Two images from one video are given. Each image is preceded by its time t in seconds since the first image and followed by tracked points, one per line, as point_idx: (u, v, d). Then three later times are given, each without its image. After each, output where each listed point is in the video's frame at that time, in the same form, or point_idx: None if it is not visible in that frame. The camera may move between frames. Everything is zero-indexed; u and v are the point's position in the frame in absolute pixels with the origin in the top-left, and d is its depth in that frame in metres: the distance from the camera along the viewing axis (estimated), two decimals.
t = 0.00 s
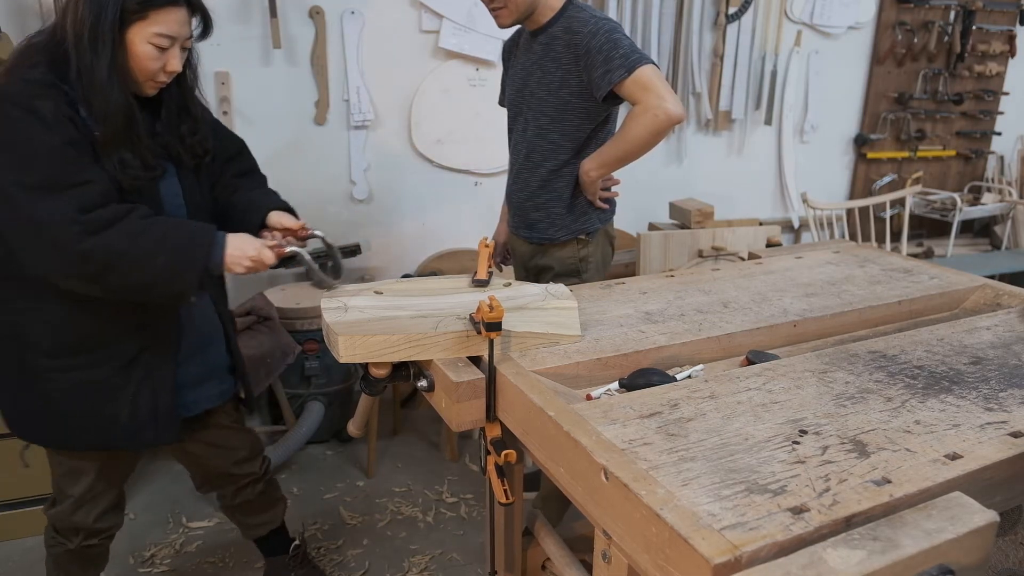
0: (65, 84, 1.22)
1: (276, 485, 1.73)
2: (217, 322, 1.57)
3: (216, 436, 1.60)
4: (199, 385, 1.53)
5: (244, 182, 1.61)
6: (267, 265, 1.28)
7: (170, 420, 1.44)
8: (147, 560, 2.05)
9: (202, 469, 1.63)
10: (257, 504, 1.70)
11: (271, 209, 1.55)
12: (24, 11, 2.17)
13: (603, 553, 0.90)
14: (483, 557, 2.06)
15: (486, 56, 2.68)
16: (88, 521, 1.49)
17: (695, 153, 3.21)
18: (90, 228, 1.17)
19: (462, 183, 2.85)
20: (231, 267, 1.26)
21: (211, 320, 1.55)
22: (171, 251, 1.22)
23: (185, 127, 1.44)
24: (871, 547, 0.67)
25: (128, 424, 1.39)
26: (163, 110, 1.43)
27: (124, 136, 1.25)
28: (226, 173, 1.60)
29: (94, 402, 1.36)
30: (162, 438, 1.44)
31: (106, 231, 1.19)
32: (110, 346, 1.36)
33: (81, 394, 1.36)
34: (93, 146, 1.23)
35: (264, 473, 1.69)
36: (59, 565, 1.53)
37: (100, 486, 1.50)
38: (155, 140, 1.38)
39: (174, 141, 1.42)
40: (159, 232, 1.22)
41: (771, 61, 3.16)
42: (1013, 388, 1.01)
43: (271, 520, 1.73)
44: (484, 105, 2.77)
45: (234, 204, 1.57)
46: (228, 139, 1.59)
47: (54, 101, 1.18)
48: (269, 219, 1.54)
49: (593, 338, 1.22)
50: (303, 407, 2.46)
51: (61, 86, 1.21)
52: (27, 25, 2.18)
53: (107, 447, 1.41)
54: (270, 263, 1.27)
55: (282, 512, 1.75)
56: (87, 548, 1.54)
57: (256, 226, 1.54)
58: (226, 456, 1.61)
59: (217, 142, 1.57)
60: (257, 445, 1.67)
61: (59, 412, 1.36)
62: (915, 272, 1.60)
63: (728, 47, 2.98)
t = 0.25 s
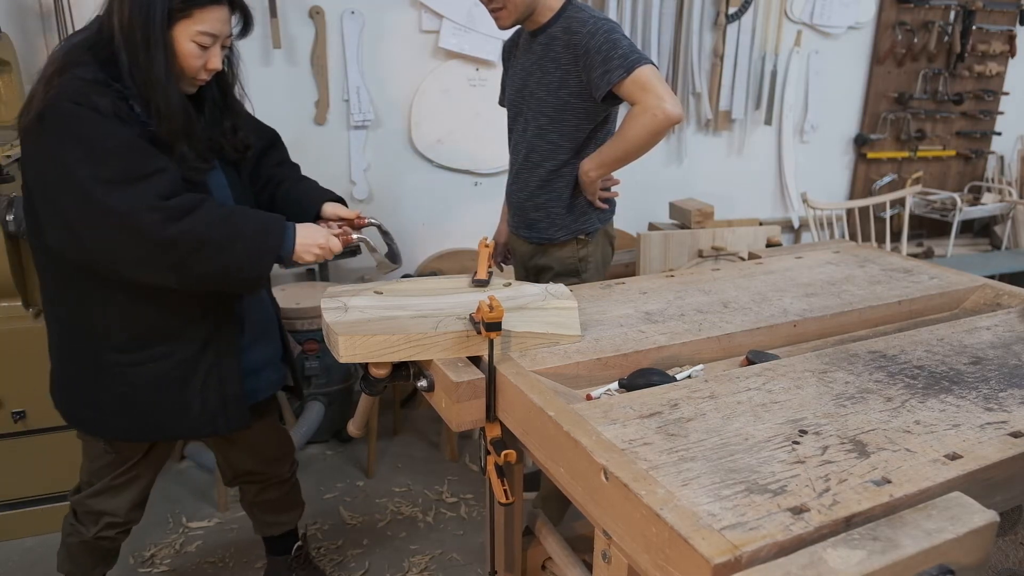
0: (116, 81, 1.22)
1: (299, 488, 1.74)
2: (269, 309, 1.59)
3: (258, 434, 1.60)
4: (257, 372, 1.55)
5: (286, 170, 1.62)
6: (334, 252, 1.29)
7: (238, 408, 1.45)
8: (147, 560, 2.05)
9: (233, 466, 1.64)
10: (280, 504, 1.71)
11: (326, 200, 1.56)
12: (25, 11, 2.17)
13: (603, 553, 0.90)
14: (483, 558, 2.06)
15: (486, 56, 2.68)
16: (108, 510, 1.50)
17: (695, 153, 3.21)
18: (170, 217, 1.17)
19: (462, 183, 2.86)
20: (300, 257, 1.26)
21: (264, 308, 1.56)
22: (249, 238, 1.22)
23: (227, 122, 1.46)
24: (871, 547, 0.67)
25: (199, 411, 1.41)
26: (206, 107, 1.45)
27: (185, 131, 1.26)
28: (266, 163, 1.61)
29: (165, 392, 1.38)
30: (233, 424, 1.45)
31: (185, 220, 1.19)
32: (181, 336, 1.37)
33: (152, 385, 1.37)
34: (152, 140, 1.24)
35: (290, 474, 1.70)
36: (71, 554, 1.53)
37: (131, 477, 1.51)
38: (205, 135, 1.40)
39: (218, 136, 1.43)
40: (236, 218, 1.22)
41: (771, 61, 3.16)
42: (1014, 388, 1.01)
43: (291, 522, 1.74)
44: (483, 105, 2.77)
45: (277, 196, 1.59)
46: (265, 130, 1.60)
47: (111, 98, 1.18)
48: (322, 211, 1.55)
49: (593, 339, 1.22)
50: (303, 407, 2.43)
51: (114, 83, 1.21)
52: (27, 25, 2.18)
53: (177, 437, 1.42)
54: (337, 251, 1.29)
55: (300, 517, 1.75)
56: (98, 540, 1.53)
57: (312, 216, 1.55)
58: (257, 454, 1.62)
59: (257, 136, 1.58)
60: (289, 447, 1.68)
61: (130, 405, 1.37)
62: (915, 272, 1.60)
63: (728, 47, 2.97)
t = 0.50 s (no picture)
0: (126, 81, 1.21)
1: (300, 486, 1.75)
2: (272, 309, 1.59)
3: (260, 434, 1.60)
4: (260, 372, 1.55)
5: (290, 171, 1.61)
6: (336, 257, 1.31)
7: (241, 408, 1.46)
8: (147, 560, 2.05)
9: (235, 465, 1.64)
10: (281, 502, 1.71)
11: (328, 205, 1.57)
12: (25, 11, 2.17)
13: (602, 553, 0.90)
14: (482, 558, 2.06)
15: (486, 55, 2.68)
16: (113, 507, 1.50)
17: (695, 153, 3.21)
18: (177, 219, 1.18)
19: (462, 183, 2.85)
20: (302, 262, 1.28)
21: (267, 308, 1.57)
22: (254, 240, 1.22)
23: (235, 124, 1.46)
24: (871, 547, 0.67)
25: (203, 411, 1.41)
26: (214, 107, 1.45)
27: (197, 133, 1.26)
28: (269, 163, 1.61)
29: (169, 392, 1.38)
30: (236, 424, 1.46)
31: (192, 221, 1.19)
32: (186, 336, 1.37)
33: (157, 385, 1.37)
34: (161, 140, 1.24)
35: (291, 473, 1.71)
36: (75, 553, 1.53)
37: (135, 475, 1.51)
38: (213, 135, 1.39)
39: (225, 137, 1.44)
40: (242, 221, 1.22)
41: (771, 61, 3.16)
42: (1014, 387, 1.01)
43: (292, 520, 1.74)
44: (483, 105, 2.77)
45: (280, 198, 1.59)
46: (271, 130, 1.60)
47: (122, 99, 1.17)
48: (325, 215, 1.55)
49: (593, 338, 1.22)
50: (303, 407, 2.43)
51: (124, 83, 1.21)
52: (27, 25, 2.18)
53: (180, 436, 1.42)
54: (339, 256, 1.31)
55: (301, 515, 1.76)
56: (102, 540, 1.53)
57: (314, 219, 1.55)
58: (260, 454, 1.62)
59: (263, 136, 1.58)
60: (291, 445, 1.68)
61: (135, 404, 1.37)
62: (915, 272, 1.60)
63: (728, 47, 2.98)
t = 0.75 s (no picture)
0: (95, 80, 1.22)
1: (287, 486, 1.74)
2: (246, 309, 1.57)
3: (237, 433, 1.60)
4: (233, 374, 1.54)
5: (269, 175, 1.62)
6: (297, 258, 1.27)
7: (210, 410, 1.45)
8: (147, 560, 2.05)
9: (219, 467, 1.64)
10: (267, 502, 1.71)
11: (296, 209, 1.56)
12: (24, 11, 2.17)
13: (602, 553, 0.90)
14: (483, 557, 2.06)
15: (487, 56, 2.68)
16: (99, 521, 1.50)
17: (695, 153, 3.21)
18: (132, 220, 1.16)
19: (462, 183, 2.85)
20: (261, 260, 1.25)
21: (240, 307, 1.55)
22: (212, 241, 1.21)
23: (213, 126, 1.46)
24: (871, 547, 0.67)
25: (170, 413, 1.41)
26: (191, 109, 1.45)
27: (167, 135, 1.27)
28: (248, 167, 1.61)
29: (136, 393, 1.38)
30: (202, 426, 1.45)
31: (149, 221, 1.18)
32: (151, 336, 1.36)
33: (122, 385, 1.37)
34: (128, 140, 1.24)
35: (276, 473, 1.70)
36: (67, 566, 1.53)
37: (117, 484, 1.50)
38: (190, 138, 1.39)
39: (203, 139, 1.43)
40: (199, 220, 1.21)
41: (771, 61, 3.16)
42: (1013, 388, 1.01)
43: (281, 519, 1.74)
44: (483, 105, 2.77)
45: (256, 201, 1.59)
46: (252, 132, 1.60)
47: (88, 99, 1.18)
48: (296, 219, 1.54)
49: (593, 338, 1.22)
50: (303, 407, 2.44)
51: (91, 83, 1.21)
52: (26, 25, 2.18)
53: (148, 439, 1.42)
54: (300, 258, 1.27)
55: (289, 514, 1.76)
56: (95, 552, 1.53)
57: (283, 220, 1.55)
58: (242, 455, 1.62)
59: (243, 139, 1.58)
60: (274, 445, 1.68)
61: (102, 404, 1.37)
62: (915, 272, 1.60)
63: (728, 47, 2.97)
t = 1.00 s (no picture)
0: (56, 81, 1.23)
1: (269, 486, 1.74)
2: (199, 322, 1.55)
3: (198, 438, 1.59)
4: (179, 389, 1.52)
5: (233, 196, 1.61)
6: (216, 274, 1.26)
7: (148, 425, 1.43)
8: (147, 560, 2.05)
9: (191, 476, 1.63)
10: (250, 505, 1.71)
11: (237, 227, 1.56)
12: (24, 11, 2.17)
13: (603, 552, 0.90)
14: (483, 557, 2.06)
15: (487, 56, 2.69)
16: (82, 530, 1.50)
17: (695, 153, 3.21)
18: (47, 229, 1.16)
19: (462, 183, 2.85)
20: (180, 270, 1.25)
21: (193, 321, 1.53)
22: (130, 249, 1.21)
23: (180, 133, 1.45)
24: (871, 548, 0.67)
25: (101, 428, 1.39)
26: (159, 115, 1.43)
27: (121, 143, 1.26)
28: (214, 184, 1.61)
29: (67, 405, 1.37)
30: (134, 443, 1.43)
31: (67, 230, 1.18)
32: (83, 348, 1.35)
33: (54, 397, 1.36)
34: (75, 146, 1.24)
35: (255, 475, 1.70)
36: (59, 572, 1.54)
37: (92, 492, 1.49)
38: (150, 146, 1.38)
39: (168, 147, 1.43)
40: (121, 228, 1.21)
41: (771, 61, 3.16)
42: (1013, 388, 1.01)
43: (266, 521, 1.74)
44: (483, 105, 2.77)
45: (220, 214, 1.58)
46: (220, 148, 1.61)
47: (42, 102, 1.20)
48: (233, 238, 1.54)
49: (593, 338, 1.22)
50: (303, 407, 2.45)
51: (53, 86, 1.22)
52: (26, 25, 2.18)
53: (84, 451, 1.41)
54: (217, 273, 1.26)
55: (276, 513, 1.76)
56: (87, 555, 1.55)
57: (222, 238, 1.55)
58: (215, 458, 1.62)
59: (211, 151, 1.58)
60: (247, 447, 1.68)
61: (34, 415, 1.36)
62: (915, 272, 1.60)
63: (728, 48, 2.98)
